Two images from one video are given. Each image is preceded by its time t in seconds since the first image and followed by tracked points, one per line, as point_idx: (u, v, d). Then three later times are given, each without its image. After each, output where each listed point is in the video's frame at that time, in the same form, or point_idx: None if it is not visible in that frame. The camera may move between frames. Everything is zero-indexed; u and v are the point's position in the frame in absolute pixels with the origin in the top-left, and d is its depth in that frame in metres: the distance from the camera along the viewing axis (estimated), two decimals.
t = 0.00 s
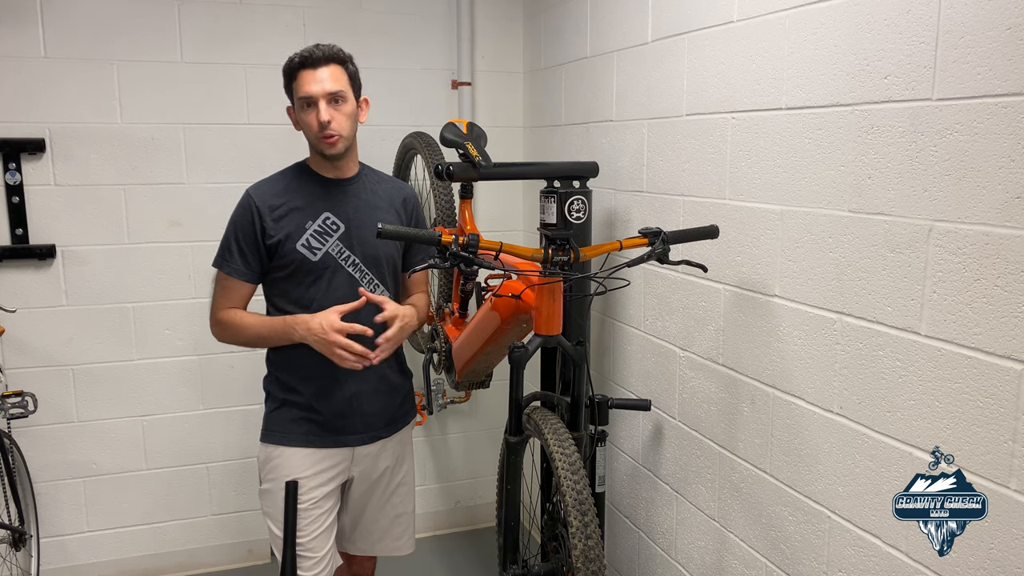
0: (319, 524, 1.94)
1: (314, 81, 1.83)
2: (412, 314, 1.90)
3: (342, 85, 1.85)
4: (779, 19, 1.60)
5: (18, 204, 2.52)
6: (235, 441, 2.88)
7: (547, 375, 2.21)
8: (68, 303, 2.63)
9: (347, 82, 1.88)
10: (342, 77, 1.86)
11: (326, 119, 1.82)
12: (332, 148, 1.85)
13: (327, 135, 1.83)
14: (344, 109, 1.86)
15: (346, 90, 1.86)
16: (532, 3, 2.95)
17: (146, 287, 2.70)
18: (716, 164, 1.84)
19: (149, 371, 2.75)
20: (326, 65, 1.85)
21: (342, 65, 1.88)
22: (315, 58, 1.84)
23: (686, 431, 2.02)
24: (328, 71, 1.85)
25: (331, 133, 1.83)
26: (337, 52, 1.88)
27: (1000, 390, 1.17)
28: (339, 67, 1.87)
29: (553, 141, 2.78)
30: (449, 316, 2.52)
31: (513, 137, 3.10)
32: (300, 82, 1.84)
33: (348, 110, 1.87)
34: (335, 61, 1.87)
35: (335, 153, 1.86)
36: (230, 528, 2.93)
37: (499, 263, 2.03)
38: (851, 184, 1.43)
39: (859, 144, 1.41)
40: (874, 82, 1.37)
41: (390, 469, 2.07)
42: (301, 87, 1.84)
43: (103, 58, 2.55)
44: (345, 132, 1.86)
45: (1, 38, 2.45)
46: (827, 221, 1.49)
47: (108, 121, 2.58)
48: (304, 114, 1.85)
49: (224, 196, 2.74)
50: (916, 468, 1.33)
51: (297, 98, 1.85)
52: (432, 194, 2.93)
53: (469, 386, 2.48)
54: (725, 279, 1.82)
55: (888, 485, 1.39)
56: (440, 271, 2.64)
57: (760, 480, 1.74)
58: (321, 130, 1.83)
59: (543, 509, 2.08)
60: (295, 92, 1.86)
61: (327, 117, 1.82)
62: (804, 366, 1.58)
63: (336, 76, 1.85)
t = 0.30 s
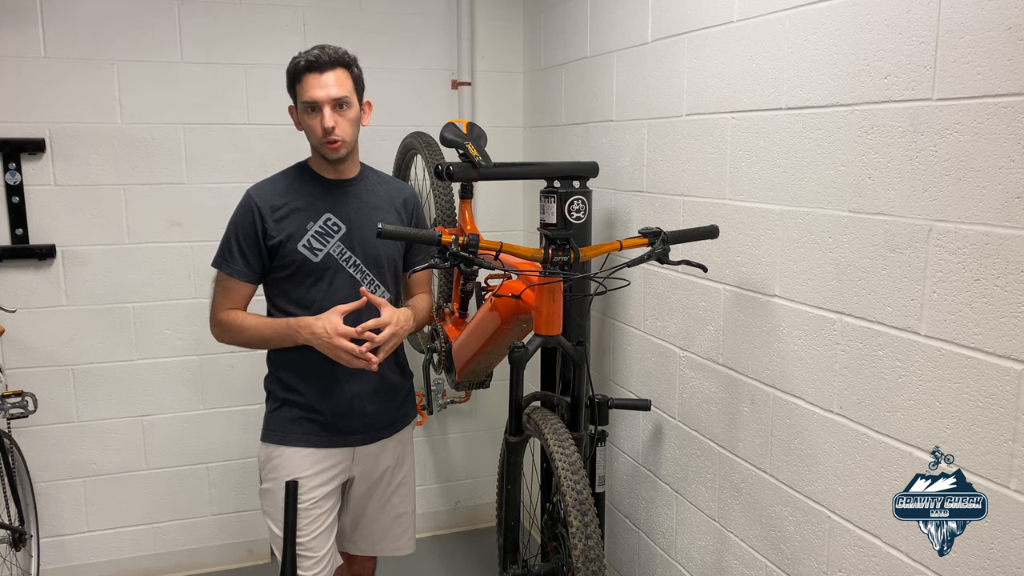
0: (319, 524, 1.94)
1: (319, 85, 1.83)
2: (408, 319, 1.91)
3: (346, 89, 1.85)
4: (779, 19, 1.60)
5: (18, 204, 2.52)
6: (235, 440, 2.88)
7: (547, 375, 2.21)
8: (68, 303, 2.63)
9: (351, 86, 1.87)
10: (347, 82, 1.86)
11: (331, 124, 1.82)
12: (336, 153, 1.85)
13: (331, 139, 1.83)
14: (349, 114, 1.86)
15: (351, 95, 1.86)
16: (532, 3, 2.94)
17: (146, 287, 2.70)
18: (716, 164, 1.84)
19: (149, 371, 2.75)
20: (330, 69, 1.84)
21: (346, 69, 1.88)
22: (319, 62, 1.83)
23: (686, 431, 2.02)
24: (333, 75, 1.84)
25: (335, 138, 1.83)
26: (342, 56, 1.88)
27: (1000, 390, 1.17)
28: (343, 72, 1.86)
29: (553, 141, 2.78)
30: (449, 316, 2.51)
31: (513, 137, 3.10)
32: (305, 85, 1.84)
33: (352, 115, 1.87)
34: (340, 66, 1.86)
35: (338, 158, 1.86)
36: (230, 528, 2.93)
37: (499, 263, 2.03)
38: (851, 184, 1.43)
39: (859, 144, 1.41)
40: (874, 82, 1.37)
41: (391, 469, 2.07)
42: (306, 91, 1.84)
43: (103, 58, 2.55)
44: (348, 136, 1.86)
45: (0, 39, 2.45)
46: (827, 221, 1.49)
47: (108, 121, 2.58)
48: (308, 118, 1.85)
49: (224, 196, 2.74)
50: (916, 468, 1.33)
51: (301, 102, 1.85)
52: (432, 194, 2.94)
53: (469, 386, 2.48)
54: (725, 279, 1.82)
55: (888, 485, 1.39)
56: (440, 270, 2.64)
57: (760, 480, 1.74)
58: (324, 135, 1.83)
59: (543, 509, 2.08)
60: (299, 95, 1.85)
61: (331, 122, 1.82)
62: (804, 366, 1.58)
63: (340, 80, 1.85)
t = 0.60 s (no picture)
0: (319, 524, 1.94)
1: (318, 86, 1.83)
2: (407, 318, 1.91)
3: (344, 89, 1.85)
4: (779, 19, 1.60)
5: (18, 204, 2.52)
6: (235, 440, 2.88)
7: (547, 375, 2.20)
8: (68, 303, 2.63)
9: (349, 86, 1.87)
10: (345, 82, 1.86)
11: (330, 124, 1.82)
12: (336, 153, 1.85)
13: (331, 140, 1.83)
14: (347, 114, 1.86)
15: (349, 95, 1.86)
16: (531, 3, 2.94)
17: (146, 287, 2.70)
18: (716, 164, 1.84)
19: (149, 371, 2.75)
20: (328, 69, 1.84)
21: (344, 69, 1.88)
22: (317, 62, 1.83)
23: (686, 432, 2.02)
24: (331, 75, 1.84)
25: (335, 139, 1.83)
26: (340, 56, 1.87)
27: (1001, 390, 1.17)
28: (341, 71, 1.86)
29: (553, 141, 2.78)
30: (449, 316, 2.51)
31: (513, 137, 3.10)
32: (303, 86, 1.84)
33: (351, 115, 1.87)
34: (338, 65, 1.86)
35: (338, 158, 1.86)
36: (230, 528, 2.93)
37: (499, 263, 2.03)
38: (851, 184, 1.43)
39: (860, 144, 1.41)
40: (874, 82, 1.37)
41: (391, 469, 2.07)
42: (304, 92, 1.83)
43: (103, 58, 2.55)
44: (347, 137, 1.86)
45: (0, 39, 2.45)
46: (827, 221, 1.49)
47: (108, 121, 2.58)
48: (307, 119, 1.85)
49: (224, 196, 2.74)
50: (916, 468, 1.33)
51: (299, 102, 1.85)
52: (432, 194, 2.94)
53: (469, 386, 2.48)
54: (725, 279, 1.82)
55: (888, 485, 1.39)
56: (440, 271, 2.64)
57: (760, 480, 1.74)
58: (324, 136, 1.83)
59: (543, 509, 2.08)
60: (297, 96, 1.85)
61: (331, 123, 1.82)
62: (804, 366, 1.58)
63: (338, 80, 1.85)
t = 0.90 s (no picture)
0: (319, 523, 1.94)
1: (319, 87, 1.83)
2: (407, 318, 1.91)
3: (346, 91, 1.85)
4: (779, 19, 1.60)
5: (18, 204, 2.52)
6: (235, 440, 2.88)
7: (547, 375, 2.20)
8: (67, 303, 2.63)
9: (351, 87, 1.87)
10: (347, 83, 1.86)
11: (332, 126, 1.82)
12: (337, 154, 1.85)
13: (332, 141, 1.83)
14: (349, 115, 1.86)
15: (351, 96, 1.86)
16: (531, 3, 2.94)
17: (146, 287, 2.70)
18: (716, 164, 1.84)
19: (149, 372, 2.75)
20: (330, 71, 1.84)
21: (346, 70, 1.88)
22: (319, 63, 1.83)
23: (686, 432, 2.02)
24: (333, 76, 1.84)
25: (336, 140, 1.83)
26: (341, 56, 1.87)
27: (1000, 390, 1.17)
28: (343, 72, 1.86)
29: (553, 141, 2.78)
30: (449, 316, 2.51)
31: (513, 137, 3.10)
32: (305, 86, 1.83)
33: (352, 116, 1.87)
34: (339, 67, 1.86)
35: (339, 160, 1.86)
36: (230, 528, 2.93)
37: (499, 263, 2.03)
38: (851, 184, 1.43)
39: (860, 144, 1.41)
40: (874, 82, 1.37)
41: (391, 469, 2.07)
42: (305, 93, 1.83)
43: (103, 58, 2.55)
44: (349, 138, 1.86)
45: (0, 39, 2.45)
46: (827, 221, 1.49)
47: (108, 121, 2.58)
48: (309, 119, 1.84)
49: (224, 196, 2.74)
50: (916, 468, 1.33)
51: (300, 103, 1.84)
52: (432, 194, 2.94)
53: (469, 386, 2.48)
54: (725, 279, 1.82)
55: (888, 485, 1.39)
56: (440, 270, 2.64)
57: (760, 480, 1.74)
58: (326, 137, 1.83)
59: (543, 509, 2.08)
60: (298, 97, 1.85)
61: (333, 124, 1.82)
62: (804, 366, 1.58)
63: (340, 81, 1.85)
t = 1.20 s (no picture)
0: (319, 523, 1.94)
1: (327, 87, 1.82)
2: (406, 319, 1.91)
3: (353, 92, 1.85)
4: (779, 19, 1.61)
5: (18, 204, 2.52)
6: (235, 440, 2.88)
7: (547, 375, 2.20)
8: (67, 303, 2.63)
9: (358, 88, 1.87)
10: (353, 83, 1.86)
11: (339, 126, 1.81)
12: (341, 155, 1.85)
13: (337, 141, 1.83)
14: (354, 116, 1.86)
15: (357, 96, 1.86)
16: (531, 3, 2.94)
17: (146, 288, 2.70)
18: (716, 164, 1.84)
19: (149, 372, 2.75)
20: (338, 71, 1.84)
21: (353, 71, 1.87)
22: (329, 63, 1.82)
23: (686, 431, 2.02)
24: (341, 77, 1.84)
25: (341, 141, 1.83)
26: (348, 57, 1.87)
27: (1001, 390, 1.17)
28: (350, 73, 1.86)
29: (553, 141, 2.78)
30: (449, 316, 2.51)
31: (513, 137, 3.10)
32: (311, 85, 1.83)
33: (357, 117, 1.87)
34: (347, 67, 1.86)
35: (343, 160, 1.86)
36: (230, 528, 2.93)
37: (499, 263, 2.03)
38: (851, 184, 1.44)
39: (859, 144, 1.41)
40: (874, 82, 1.37)
41: (391, 469, 2.07)
42: (312, 92, 1.82)
43: (103, 58, 2.55)
44: (353, 139, 1.86)
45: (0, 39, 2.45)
46: (827, 221, 1.49)
47: (108, 121, 2.58)
48: (314, 118, 1.84)
49: (224, 196, 2.74)
50: (916, 468, 1.33)
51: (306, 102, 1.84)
52: (432, 194, 2.94)
53: (469, 386, 2.48)
54: (725, 279, 1.82)
55: (888, 485, 1.39)
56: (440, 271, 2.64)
57: (760, 480, 1.74)
58: (331, 137, 1.83)
59: (543, 509, 2.08)
60: (304, 95, 1.84)
61: (338, 125, 1.82)
62: (804, 366, 1.58)
63: (347, 82, 1.84)
